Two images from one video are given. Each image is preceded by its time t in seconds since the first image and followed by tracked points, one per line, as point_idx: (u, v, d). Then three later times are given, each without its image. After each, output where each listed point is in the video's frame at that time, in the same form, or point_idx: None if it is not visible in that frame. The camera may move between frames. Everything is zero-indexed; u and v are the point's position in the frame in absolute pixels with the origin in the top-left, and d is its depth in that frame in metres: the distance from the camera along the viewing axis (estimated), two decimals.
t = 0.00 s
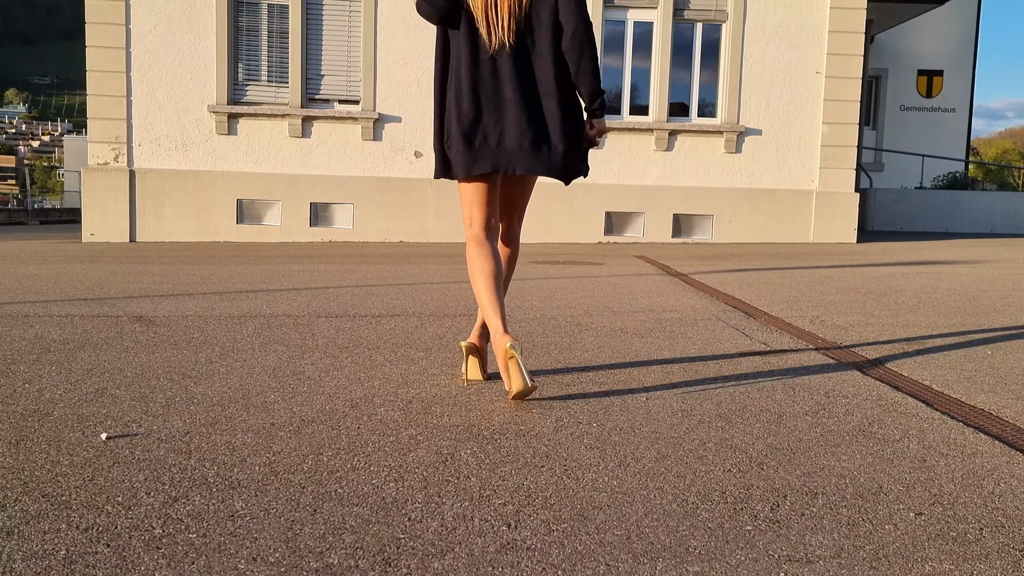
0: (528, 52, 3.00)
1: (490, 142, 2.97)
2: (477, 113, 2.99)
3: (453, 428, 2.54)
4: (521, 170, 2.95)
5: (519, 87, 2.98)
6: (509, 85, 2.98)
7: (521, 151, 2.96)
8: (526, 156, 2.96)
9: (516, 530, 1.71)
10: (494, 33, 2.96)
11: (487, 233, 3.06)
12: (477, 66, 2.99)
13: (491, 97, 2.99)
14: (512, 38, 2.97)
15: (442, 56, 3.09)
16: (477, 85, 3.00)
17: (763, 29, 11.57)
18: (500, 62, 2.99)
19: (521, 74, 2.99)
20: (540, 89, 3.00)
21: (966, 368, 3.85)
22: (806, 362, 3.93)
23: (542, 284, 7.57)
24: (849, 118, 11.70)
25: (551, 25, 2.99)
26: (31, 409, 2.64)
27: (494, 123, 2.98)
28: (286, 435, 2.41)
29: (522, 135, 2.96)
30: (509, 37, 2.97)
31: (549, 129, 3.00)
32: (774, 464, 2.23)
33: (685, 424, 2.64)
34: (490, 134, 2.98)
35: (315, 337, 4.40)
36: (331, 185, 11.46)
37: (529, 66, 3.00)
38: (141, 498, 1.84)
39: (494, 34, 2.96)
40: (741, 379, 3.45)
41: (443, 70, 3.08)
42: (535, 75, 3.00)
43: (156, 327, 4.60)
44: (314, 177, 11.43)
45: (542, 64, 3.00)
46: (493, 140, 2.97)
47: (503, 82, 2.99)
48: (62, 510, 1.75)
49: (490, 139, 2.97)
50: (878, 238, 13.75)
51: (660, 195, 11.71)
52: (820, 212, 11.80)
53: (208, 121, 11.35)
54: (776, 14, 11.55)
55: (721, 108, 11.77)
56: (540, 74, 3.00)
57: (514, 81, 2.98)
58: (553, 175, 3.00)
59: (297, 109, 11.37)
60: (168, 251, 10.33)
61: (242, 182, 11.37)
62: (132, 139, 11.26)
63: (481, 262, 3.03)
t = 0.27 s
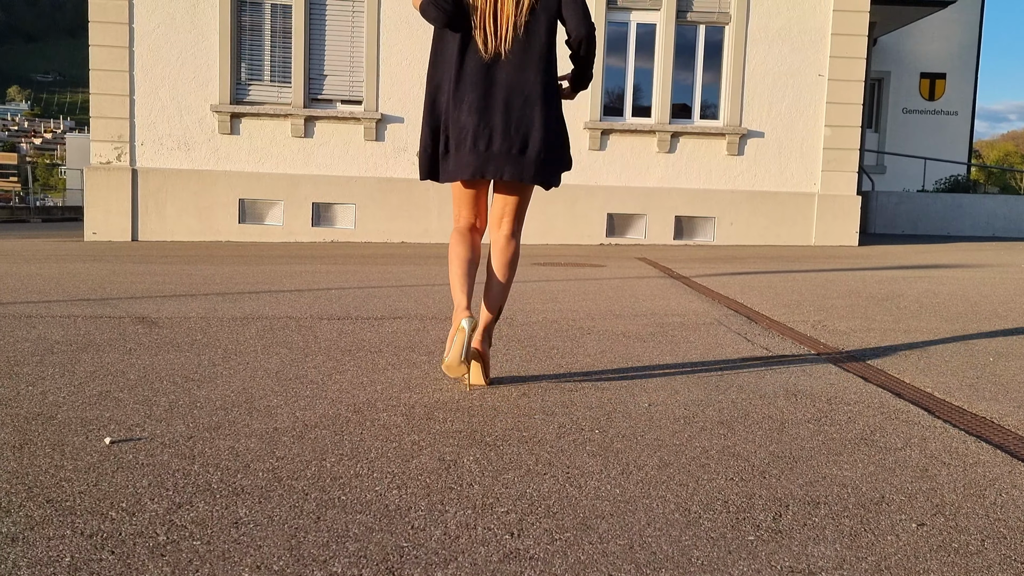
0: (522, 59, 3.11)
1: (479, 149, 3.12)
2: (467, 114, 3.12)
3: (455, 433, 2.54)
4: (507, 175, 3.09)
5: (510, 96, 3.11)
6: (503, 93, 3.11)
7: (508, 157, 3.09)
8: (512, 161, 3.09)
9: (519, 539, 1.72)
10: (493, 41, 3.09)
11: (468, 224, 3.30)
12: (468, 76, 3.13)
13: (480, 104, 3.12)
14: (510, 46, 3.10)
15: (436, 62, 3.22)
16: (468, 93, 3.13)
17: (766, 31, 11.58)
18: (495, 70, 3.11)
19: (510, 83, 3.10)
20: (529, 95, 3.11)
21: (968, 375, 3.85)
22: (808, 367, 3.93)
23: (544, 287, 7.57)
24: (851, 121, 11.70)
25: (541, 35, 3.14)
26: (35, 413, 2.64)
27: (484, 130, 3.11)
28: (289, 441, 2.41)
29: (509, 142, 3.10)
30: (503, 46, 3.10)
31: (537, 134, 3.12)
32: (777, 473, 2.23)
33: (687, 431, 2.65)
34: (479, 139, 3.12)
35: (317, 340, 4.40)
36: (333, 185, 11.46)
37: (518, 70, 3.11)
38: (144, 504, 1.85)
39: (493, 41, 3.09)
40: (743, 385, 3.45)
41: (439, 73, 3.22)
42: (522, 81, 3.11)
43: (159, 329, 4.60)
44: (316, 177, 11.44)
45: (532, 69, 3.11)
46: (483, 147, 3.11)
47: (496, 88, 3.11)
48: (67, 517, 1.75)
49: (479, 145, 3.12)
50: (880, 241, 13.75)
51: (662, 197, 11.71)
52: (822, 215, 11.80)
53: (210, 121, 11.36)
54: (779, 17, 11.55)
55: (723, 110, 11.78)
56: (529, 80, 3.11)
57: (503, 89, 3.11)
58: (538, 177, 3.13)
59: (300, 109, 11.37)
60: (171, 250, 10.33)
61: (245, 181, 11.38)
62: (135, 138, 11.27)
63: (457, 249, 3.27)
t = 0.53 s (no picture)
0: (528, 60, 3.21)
1: (481, 144, 3.21)
2: (472, 115, 3.23)
3: (459, 440, 2.55)
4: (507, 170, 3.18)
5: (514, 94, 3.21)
6: (511, 93, 3.21)
7: (509, 154, 3.18)
8: (515, 158, 3.18)
9: (522, 548, 1.72)
10: (500, 44, 3.19)
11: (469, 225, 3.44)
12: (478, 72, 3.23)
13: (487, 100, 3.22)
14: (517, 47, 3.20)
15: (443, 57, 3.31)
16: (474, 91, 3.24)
17: (769, 34, 11.58)
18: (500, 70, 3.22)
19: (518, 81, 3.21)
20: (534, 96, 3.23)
21: (971, 382, 3.84)
22: (811, 372, 3.93)
23: (546, 289, 7.57)
24: (854, 124, 11.69)
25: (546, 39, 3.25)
26: (39, 417, 2.65)
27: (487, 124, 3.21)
28: (292, 447, 2.42)
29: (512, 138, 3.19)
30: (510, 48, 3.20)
31: (538, 136, 3.24)
32: (780, 482, 2.23)
33: (690, 439, 2.65)
34: (482, 136, 3.21)
35: (321, 343, 4.40)
36: (336, 186, 11.47)
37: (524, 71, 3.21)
38: (149, 511, 1.85)
39: (500, 43, 3.19)
40: (746, 391, 3.45)
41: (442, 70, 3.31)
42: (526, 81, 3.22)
43: (162, 331, 4.61)
44: (318, 178, 11.45)
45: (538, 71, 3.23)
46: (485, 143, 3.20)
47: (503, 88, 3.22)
48: (71, 523, 1.76)
49: (482, 140, 3.21)
50: (883, 244, 13.74)
51: (664, 199, 11.71)
52: (824, 217, 11.79)
53: (213, 121, 11.37)
54: (782, 19, 11.55)
55: (726, 113, 11.78)
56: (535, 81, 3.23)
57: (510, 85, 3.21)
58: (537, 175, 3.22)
59: (303, 110, 11.39)
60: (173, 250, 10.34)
61: (247, 182, 11.39)
62: (138, 138, 11.29)
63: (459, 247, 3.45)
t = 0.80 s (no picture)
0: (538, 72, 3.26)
1: (492, 155, 3.24)
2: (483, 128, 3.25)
3: (461, 448, 2.55)
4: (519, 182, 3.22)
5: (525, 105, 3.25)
6: (520, 104, 3.26)
7: (522, 164, 3.21)
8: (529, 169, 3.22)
9: (526, 559, 1.73)
10: (507, 57, 3.22)
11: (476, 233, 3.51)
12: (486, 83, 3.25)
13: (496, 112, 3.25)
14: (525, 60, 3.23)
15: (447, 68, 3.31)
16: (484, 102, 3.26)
17: (771, 37, 11.59)
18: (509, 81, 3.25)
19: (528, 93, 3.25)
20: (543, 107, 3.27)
21: (973, 389, 3.84)
22: (813, 379, 3.93)
23: (548, 293, 7.58)
24: (856, 127, 11.70)
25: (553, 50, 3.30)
26: (43, 424, 2.66)
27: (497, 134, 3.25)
28: (296, 455, 2.43)
29: (524, 149, 3.23)
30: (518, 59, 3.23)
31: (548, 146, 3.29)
32: (783, 492, 2.23)
33: (692, 447, 2.66)
34: (494, 147, 3.24)
35: (323, 349, 4.41)
36: (338, 189, 11.48)
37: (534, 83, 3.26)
38: (154, 521, 1.86)
39: (507, 56, 3.22)
40: (748, 398, 3.46)
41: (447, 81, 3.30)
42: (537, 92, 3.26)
43: (164, 336, 4.62)
44: (320, 180, 11.46)
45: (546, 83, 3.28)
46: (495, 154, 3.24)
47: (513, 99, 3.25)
48: (76, 533, 1.77)
49: (494, 151, 3.24)
50: (884, 246, 13.74)
51: (666, 202, 11.71)
52: (826, 220, 11.79)
53: (216, 124, 11.39)
54: (784, 22, 11.56)
55: (728, 115, 11.79)
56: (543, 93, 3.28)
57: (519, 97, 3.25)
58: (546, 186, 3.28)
59: (304, 113, 11.40)
60: (175, 252, 10.35)
61: (249, 184, 11.40)
62: (140, 140, 11.31)
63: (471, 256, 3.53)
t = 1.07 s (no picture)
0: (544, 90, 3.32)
1: (504, 173, 3.31)
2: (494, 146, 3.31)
3: (465, 455, 2.56)
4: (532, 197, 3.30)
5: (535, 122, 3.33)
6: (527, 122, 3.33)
7: (535, 180, 3.30)
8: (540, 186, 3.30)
9: (530, 569, 1.74)
10: (510, 75, 3.27)
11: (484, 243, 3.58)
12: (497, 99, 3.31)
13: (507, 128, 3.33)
14: (529, 77, 3.29)
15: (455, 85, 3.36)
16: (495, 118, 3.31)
17: (774, 39, 11.59)
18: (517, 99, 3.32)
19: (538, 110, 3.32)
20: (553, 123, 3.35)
21: (976, 395, 3.84)
22: (816, 384, 3.93)
23: (551, 296, 7.59)
24: (859, 130, 11.70)
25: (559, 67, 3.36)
26: (49, 430, 2.67)
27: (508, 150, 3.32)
28: (300, 462, 2.43)
29: (537, 164, 3.31)
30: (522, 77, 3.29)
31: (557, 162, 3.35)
32: (786, 500, 2.24)
33: (696, 455, 2.66)
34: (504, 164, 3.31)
35: (326, 353, 4.41)
36: (341, 191, 11.49)
37: (541, 100, 3.32)
38: (160, 529, 1.87)
39: (511, 76, 3.27)
40: (751, 405, 3.46)
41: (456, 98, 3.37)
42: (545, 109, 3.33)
43: (169, 340, 4.63)
44: (323, 182, 11.47)
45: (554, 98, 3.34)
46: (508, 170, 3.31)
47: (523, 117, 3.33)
48: (83, 542, 1.78)
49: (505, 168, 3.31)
50: (887, 249, 13.73)
51: (669, 204, 11.72)
52: (829, 223, 11.79)
53: (219, 126, 11.41)
54: (787, 25, 11.56)
55: (731, 118, 11.79)
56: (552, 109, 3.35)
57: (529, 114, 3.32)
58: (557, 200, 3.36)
59: (308, 115, 11.42)
60: (179, 254, 10.37)
61: (253, 186, 11.41)
62: (144, 142, 11.33)
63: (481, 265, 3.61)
